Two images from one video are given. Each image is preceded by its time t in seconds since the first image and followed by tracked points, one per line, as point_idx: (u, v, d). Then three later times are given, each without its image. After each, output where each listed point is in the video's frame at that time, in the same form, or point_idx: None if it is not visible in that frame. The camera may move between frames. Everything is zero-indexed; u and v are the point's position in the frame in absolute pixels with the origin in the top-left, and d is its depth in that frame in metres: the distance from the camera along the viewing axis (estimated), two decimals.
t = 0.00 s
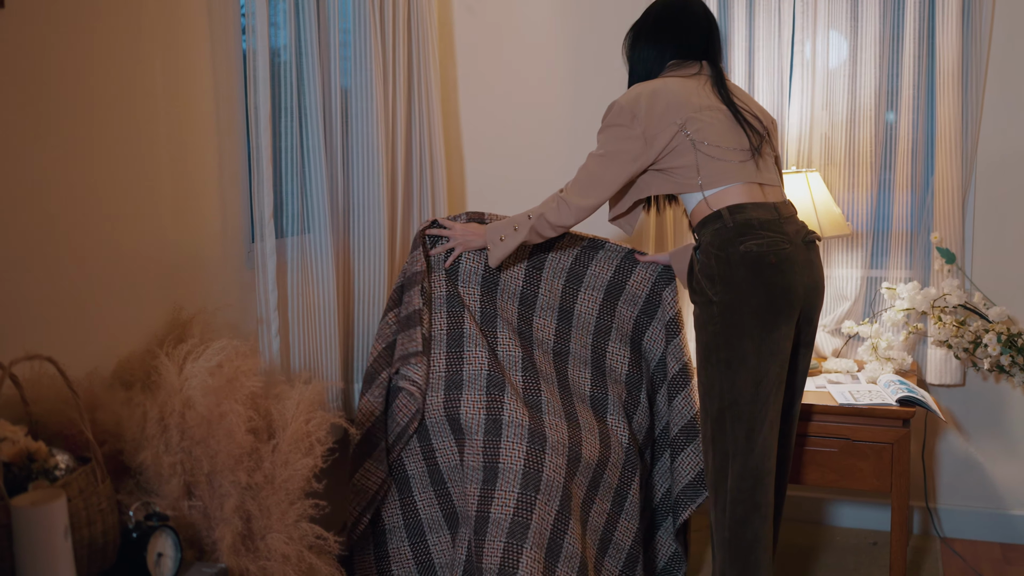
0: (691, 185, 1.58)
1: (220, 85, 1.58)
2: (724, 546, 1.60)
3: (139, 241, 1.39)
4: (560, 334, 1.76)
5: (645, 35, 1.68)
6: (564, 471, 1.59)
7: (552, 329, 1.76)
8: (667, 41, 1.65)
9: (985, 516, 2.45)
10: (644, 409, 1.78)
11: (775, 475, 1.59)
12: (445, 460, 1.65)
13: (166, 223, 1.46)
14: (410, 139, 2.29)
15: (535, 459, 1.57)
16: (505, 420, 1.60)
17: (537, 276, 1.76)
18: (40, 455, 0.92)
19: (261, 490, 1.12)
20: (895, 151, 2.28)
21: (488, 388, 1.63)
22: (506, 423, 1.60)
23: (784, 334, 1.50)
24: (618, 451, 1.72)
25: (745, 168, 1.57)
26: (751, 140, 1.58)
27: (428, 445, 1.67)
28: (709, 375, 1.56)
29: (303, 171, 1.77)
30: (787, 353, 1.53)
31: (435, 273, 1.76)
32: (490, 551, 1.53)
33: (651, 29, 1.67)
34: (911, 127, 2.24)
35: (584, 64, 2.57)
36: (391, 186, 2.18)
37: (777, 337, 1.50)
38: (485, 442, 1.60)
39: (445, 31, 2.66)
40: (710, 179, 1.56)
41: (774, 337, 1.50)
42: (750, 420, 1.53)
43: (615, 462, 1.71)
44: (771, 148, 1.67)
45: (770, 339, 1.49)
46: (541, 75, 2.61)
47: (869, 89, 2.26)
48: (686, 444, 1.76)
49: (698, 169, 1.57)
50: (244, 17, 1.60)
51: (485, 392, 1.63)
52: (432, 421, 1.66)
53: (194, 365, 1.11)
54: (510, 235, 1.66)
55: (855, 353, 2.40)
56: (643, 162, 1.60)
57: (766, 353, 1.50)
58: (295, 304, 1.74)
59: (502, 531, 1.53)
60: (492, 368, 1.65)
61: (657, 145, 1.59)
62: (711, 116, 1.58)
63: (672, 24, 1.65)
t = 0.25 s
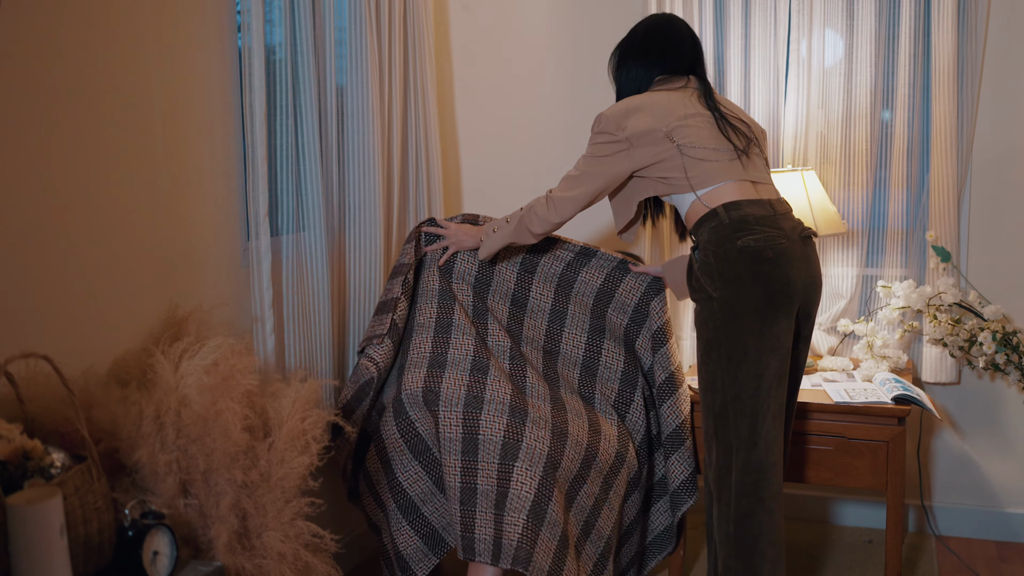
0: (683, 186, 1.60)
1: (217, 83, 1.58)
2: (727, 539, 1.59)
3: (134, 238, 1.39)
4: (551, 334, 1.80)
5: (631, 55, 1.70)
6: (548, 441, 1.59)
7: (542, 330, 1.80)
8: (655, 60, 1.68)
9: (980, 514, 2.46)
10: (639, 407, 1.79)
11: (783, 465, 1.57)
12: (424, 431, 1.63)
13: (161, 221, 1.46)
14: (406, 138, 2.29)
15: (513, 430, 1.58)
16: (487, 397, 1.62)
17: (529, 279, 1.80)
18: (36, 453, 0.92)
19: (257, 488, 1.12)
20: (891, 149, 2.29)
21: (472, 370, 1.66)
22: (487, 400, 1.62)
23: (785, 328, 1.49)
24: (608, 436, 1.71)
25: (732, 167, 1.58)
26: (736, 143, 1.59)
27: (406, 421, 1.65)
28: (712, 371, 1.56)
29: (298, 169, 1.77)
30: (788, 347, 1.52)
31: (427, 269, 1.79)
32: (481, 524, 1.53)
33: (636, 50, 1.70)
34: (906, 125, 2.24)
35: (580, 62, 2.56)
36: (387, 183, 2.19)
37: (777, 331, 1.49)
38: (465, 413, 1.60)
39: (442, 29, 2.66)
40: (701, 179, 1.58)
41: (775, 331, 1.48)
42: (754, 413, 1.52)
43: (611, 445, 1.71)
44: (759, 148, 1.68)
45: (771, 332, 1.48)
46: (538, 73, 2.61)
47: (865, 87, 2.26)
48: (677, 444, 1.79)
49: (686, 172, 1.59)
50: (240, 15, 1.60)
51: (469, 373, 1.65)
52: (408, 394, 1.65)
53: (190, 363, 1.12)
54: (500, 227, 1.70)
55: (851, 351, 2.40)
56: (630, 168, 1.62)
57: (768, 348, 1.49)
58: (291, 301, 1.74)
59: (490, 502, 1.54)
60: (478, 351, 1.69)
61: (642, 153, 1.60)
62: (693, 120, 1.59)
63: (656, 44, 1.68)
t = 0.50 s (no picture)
0: (677, 189, 1.61)
1: (215, 81, 1.58)
2: (724, 535, 1.59)
3: (133, 235, 1.39)
4: (551, 347, 1.82)
5: (620, 72, 1.72)
6: (543, 435, 1.59)
7: (542, 339, 1.83)
8: (645, 75, 1.68)
9: (978, 512, 2.46)
10: (639, 407, 1.81)
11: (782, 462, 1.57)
12: (417, 423, 1.62)
13: (159, 218, 1.46)
14: (405, 136, 2.29)
15: (509, 424, 1.58)
16: (482, 391, 1.63)
17: (530, 293, 1.86)
18: (33, 451, 0.92)
19: (255, 486, 1.12)
20: (889, 147, 2.29)
21: (469, 366, 1.68)
22: (483, 394, 1.62)
23: (785, 326, 1.49)
24: (605, 433, 1.70)
25: (725, 167, 1.58)
26: (725, 146, 1.60)
27: (400, 412, 1.64)
28: (710, 369, 1.56)
29: (296, 167, 1.77)
30: (788, 345, 1.52)
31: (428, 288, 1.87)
32: (484, 515, 1.55)
33: (625, 66, 1.71)
34: (905, 124, 2.25)
35: (579, 61, 2.56)
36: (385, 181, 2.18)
37: (777, 329, 1.48)
38: (460, 406, 1.59)
39: (440, 28, 2.66)
40: (695, 180, 1.58)
41: (774, 329, 1.48)
42: (753, 411, 1.52)
43: (609, 443, 1.70)
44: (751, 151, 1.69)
45: (771, 330, 1.48)
46: (536, 72, 2.61)
47: (863, 86, 2.26)
48: (667, 455, 1.84)
49: (679, 175, 1.60)
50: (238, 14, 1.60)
51: (465, 369, 1.67)
52: (403, 387, 1.65)
53: (187, 361, 1.12)
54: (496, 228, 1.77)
55: (849, 349, 2.41)
56: (621, 172, 1.64)
57: (767, 346, 1.49)
58: (288, 298, 1.74)
59: (491, 494, 1.55)
60: (475, 357, 1.70)
61: (634, 158, 1.62)
62: (681, 126, 1.61)
63: (645, 59, 1.68)
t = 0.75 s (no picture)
0: (675, 192, 1.61)
1: (214, 80, 1.58)
2: (722, 532, 1.59)
3: (133, 233, 1.40)
4: (552, 351, 1.85)
5: (609, 86, 1.72)
6: (542, 436, 1.58)
7: (543, 344, 1.85)
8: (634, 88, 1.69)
9: (975, 511, 2.47)
10: (640, 408, 1.81)
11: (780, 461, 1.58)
12: (416, 425, 1.63)
13: (159, 217, 1.46)
14: (404, 135, 2.30)
15: (508, 425, 1.58)
16: (481, 393, 1.64)
17: (532, 296, 1.87)
18: (32, 448, 0.92)
19: (254, 484, 1.12)
20: (887, 147, 2.29)
21: (467, 372, 1.70)
22: (482, 395, 1.63)
23: (784, 325, 1.49)
24: (604, 433, 1.70)
25: (719, 169, 1.59)
26: (715, 149, 1.61)
27: (399, 415, 1.65)
28: (709, 367, 1.56)
29: (295, 166, 1.77)
30: (787, 344, 1.52)
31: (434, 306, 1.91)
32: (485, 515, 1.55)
33: (613, 80, 1.72)
34: (903, 124, 2.25)
35: (578, 59, 2.56)
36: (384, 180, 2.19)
37: (775, 328, 1.49)
38: (459, 408, 1.60)
39: (440, 26, 2.66)
40: (690, 183, 1.59)
41: (773, 329, 1.49)
42: (752, 409, 1.53)
43: (608, 443, 1.70)
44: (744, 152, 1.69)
45: (770, 330, 1.49)
46: (535, 71, 2.61)
47: (861, 85, 2.27)
48: (659, 456, 1.83)
49: (675, 179, 1.60)
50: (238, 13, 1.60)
51: (464, 374, 1.69)
52: (402, 389, 1.66)
53: (186, 359, 1.12)
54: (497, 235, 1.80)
55: (847, 349, 2.41)
56: (616, 180, 1.64)
57: (766, 345, 1.49)
58: (286, 296, 1.74)
59: (492, 494, 1.55)
60: (473, 360, 1.75)
61: (628, 166, 1.63)
62: (673, 132, 1.61)
63: (632, 72, 1.69)
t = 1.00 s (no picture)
0: (671, 192, 1.62)
1: (212, 79, 1.58)
2: (717, 530, 1.60)
3: (131, 234, 1.40)
4: (553, 349, 1.85)
5: (603, 88, 1.73)
6: (541, 440, 1.57)
7: (545, 344, 1.85)
8: (627, 90, 1.70)
9: (972, 511, 2.48)
10: (638, 412, 1.81)
11: (775, 459, 1.58)
12: (415, 428, 1.63)
13: (157, 218, 1.46)
14: (402, 135, 2.30)
15: (507, 428, 1.57)
16: (479, 395, 1.62)
17: (534, 294, 1.88)
18: (29, 447, 0.92)
19: (251, 483, 1.12)
20: (886, 146, 2.29)
21: (467, 374, 1.70)
22: (480, 397, 1.62)
23: (780, 324, 1.50)
24: (604, 434, 1.70)
25: (713, 168, 1.59)
26: (709, 148, 1.61)
27: (397, 417, 1.65)
28: (705, 366, 1.56)
29: (292, 165, 1.77)
30: (783, 342, 1.53)
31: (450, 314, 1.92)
32: (483, 517, 1.56)
33: (606, 82, 1.72)
34: (901, 124, 2.25)
35: (576, 58, 2.56)
36: (382, 179, 2.18)
37: (772, 327, 1.49)
38: (458, 411, 1.59)
39: (438, 26, 2.66)
40: (686, 183, 1.60)
41: (770, 327, 1.49)
42: (748, 407, 1.53)
43: (607, 444, 1.71)
44: (740, 152, 1.70)
45: (767, 329, 1.49)
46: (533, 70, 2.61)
47: (860, 84, 2.27)
48: (658, 460, 1.86)
49: (670, 179, 1.61)
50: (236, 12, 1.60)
51: (463, 376, 1.68)
52: (400, 391, 1.66)
53: (184, 358, 1.12)
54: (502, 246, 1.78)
55: (845, 348, 2.42)
56: (614, 181, 1.64)
57: (762, 343, 1.50)
58: (284, 295, 1.74)
59: (490, 497, 1.56)
60: (476, 365, 1.77)
61: (624, 167, 1.63)
62: (668, 132, 1.61)
63: (625, 75, 1.70)
